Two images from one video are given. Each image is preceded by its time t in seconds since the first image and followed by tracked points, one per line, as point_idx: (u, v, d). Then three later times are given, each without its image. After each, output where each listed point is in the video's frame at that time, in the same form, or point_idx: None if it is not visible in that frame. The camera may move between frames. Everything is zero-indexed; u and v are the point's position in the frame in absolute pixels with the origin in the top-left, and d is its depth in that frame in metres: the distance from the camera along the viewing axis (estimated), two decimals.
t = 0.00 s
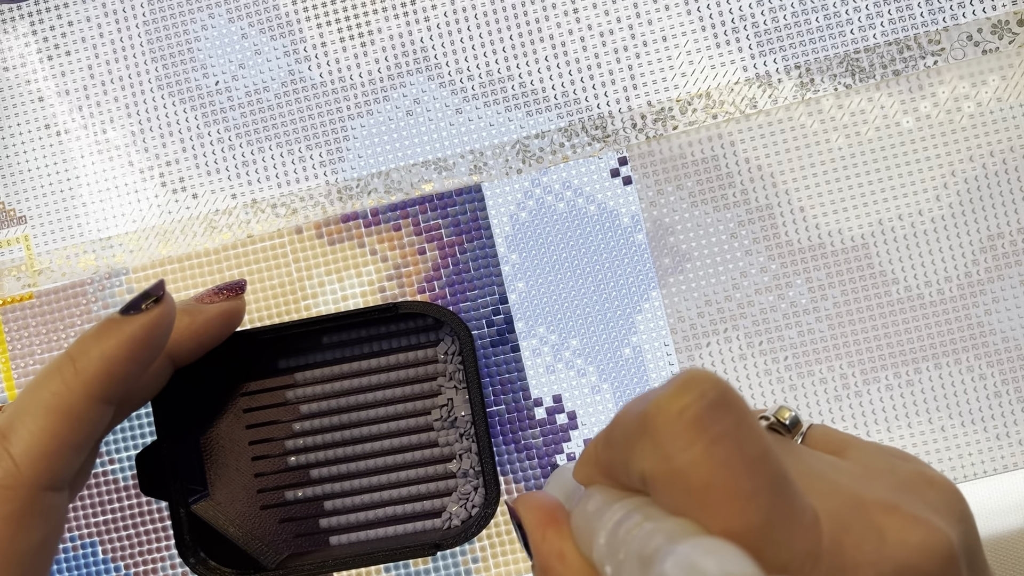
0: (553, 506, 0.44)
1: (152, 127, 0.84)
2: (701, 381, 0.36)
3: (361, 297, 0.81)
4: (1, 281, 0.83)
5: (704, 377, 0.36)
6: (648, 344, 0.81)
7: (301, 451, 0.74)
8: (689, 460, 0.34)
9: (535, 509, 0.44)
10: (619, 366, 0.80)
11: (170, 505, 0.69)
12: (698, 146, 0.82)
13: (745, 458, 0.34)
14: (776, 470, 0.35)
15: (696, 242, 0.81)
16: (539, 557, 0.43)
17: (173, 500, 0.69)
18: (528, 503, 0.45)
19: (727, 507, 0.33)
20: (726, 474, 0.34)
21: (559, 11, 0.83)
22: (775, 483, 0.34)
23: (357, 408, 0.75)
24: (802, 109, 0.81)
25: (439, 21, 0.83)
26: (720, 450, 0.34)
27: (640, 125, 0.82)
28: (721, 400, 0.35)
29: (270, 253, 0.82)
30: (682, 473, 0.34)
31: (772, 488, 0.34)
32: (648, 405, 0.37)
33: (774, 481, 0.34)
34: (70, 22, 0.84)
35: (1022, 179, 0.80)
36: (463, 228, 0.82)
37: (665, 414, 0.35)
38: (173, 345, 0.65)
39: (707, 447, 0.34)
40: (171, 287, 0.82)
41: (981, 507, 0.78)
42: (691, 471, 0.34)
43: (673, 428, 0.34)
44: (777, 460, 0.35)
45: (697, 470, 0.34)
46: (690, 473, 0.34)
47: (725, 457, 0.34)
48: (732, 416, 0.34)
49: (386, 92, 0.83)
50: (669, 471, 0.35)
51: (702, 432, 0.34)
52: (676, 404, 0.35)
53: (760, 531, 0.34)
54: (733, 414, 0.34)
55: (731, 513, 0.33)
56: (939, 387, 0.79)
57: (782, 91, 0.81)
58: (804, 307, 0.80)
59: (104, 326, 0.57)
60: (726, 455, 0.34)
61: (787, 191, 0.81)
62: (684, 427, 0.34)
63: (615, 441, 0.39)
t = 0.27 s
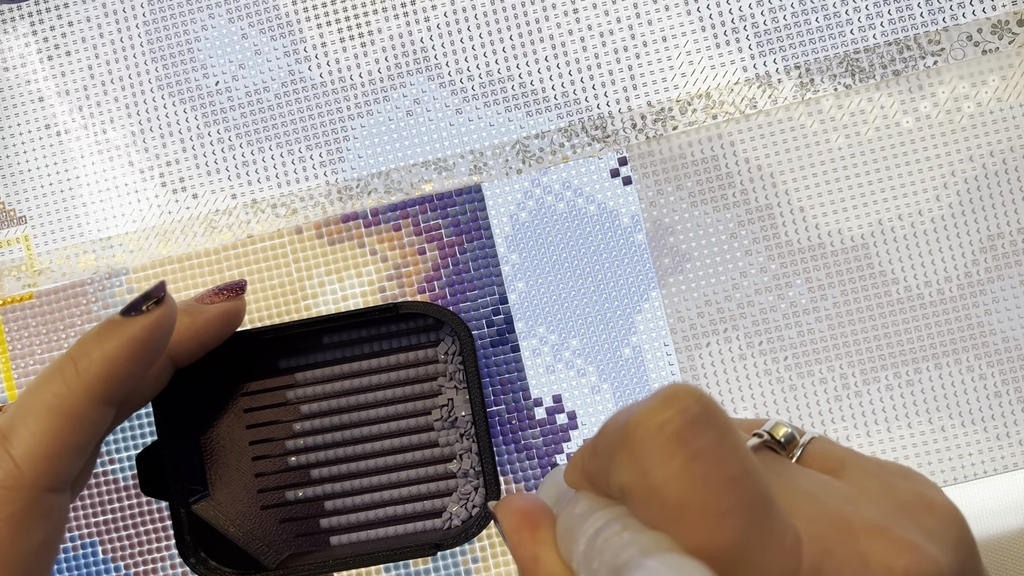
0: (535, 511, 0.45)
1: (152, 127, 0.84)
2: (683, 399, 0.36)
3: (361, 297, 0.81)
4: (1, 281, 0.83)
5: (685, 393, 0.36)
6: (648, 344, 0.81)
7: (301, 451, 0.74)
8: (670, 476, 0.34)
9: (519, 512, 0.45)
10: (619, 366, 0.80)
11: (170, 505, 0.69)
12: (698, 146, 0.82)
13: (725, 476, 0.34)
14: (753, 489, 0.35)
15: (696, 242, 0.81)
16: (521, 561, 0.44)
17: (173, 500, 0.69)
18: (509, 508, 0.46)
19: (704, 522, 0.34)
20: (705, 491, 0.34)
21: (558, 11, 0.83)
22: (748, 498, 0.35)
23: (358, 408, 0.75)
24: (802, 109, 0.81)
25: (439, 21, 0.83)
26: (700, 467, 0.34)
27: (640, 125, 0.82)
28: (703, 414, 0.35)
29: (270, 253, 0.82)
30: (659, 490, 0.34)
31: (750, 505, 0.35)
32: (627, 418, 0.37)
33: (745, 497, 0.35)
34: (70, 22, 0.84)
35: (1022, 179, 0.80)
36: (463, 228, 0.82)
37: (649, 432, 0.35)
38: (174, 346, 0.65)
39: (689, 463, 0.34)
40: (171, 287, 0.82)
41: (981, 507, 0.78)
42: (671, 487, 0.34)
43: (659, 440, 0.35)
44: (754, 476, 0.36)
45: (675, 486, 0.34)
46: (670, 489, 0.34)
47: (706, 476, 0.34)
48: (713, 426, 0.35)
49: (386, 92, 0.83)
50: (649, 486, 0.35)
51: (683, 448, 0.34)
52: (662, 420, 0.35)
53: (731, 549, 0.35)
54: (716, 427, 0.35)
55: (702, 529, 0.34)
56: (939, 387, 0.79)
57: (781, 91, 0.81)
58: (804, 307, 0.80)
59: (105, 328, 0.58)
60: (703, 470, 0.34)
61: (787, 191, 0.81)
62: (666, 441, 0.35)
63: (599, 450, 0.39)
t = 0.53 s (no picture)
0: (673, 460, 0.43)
1: (152, 127, 0.84)
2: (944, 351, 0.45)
3: (361, 297, 0.81)
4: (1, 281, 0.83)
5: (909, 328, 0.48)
6: (648, 344, 0.81)
7: (301, 451, 0.74)
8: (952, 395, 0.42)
9: (653, 464, 0.42)
10: (619, 366, 0.80)
11: (170, 505, 0.68)
12: (698, 146, 0.82)
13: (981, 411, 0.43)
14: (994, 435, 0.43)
15: (695, 242, 0.81)
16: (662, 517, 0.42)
17: (173, 500, 0.68)
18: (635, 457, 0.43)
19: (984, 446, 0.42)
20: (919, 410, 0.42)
21: (558, 11, 0.83)
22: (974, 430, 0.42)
23: (358, 409, 0.75)
24: (802, 109, 0.81)
25: (439, 21, 0.83)
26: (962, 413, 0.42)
27: (640, 125, 0.82)
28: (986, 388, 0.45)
29: (270, 252, 0.82)
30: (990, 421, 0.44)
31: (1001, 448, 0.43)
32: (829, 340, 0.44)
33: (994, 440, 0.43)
34: (70, 22, 0.84)
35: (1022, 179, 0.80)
36: (463, 228, 0.82)
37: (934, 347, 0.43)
38: (174, 346, 0.65)
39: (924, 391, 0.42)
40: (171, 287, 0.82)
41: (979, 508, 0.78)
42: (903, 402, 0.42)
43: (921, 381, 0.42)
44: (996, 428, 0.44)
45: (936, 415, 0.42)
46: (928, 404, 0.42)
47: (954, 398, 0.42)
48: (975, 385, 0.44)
49: (386, 92, 0.83)
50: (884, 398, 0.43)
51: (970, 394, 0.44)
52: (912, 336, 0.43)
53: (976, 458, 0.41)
54: (979, 387, 0.44)
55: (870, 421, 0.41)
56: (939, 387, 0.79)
57: (781, 91, 0.81)
58: (804, 307, 0.80)
59: (104, 329, 0.57)
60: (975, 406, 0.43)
61: (787, 191, 0.81)
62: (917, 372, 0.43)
63: (799, 371, 0.44)
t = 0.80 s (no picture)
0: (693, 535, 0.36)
1: (152, 127, 0.84)
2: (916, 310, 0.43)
3: (361, 297, 0.81)
4: (2, 281, 0.83)
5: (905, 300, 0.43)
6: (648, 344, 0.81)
7: (301, 451, 0.73)
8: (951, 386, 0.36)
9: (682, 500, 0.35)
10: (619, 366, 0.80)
11: (170, 505, 0.68)
12: (698, 146, 0.82)
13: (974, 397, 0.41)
14: None
15: (696, 242, 0.81)
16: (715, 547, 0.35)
17: (174, 500, 0.68)
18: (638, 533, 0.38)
19: None
20: (897, 381, 0.35)
21: (558, 11, 0.83)
22: (978, 418, 0.38)
23: (359, 409, 0.75)
24: (802, 109, 0.81)
25: (439, 21, 0.83)
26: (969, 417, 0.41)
27: (640, 125, 0.82)
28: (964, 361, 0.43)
29: (270, 252, 0.82)
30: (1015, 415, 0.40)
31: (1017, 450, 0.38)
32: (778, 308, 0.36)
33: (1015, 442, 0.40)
34: (70, 22, 0.84)
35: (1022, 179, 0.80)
36: (463, 228, 0.82)
37: (855, 332, 0.36)
38: (176, 348, 0.65)
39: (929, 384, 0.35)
40: (171, 288, 0.82)
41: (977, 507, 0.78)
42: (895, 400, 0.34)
43: (913, 369, 0.35)
44: None
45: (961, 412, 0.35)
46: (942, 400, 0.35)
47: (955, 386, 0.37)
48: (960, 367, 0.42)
49: (386, 93, 0.83)
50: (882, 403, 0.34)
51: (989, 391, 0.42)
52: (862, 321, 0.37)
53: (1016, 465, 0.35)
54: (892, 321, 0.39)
55: (908, 408, 0.34)
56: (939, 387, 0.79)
57: (781, 91, 0.81)
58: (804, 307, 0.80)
59: (99, 329, 0.57)
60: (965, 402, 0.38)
61: (787, 191, 0.81)
62: (899, 358, 0.36)
63: (716, 327, 0.36)
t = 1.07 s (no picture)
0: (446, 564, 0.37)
1: (152, 126, 0.84)
2: (614, 296, 0.41)
3: (361, 297, 0.81)
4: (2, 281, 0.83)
5: (615, 295, 0.41)
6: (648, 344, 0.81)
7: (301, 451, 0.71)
8: (606, 414, 0.33)
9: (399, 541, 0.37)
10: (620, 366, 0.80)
11: (170, 504, 0.69)
12: (698, 146, 0.82)
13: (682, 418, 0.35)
14: (825, 432, 0.38)
15: (696, 242, 0.81)
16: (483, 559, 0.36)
17: (173, 499, 0.69)
18: (387, 556, 0.37)
19: (708, 479, 0.33)
20: (581, 404, 0.33)
21: (559, 11, 0.83)
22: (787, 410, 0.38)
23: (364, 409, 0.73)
24: (802, 109, 0.81)
25: (439, 20, 0.83)
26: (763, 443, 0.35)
27: (640, 125, 0.82)
28: (659, 345, 0.39)
29: (270, 252, 0.82)
30: (706, 449, 0.34)
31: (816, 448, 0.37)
32: (453, 353, 0.36)
33: (778, 463, 0.35)
34: (69, 22, 0.84)
35: (1022, 179, 0.80)
36: (463, 228, 0.82)
37: (532, 357, 0.35)
38: (178, 346, 0.70)
39: (576, 415, 0.33)
40: (172, 288, 0.82)
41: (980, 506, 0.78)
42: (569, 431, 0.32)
43: (606, 392, 0.34)
44: (821, 420, 0.39)
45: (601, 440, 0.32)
46: (598, 431, 0.32)
47: (603, 420, 0.33)
48: (743, 356, 0.41)
49: (385, 92, 0.83)
50: (591, 435, 0.32)
51: (756, 385, 0.38)
52: (497, 353, 0.35)
53: (732, 489, 0.33)
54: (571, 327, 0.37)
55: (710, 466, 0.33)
56: (938, 387, 0.79)
57: (781, 90, 0.81)
58: (804, 307, 0.80)
59: (79, 326, 0.57)
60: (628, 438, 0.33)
61: (787, 191, 0.81)
62: (541, 373, 0.34)
63: (398, 379, 0.35)
